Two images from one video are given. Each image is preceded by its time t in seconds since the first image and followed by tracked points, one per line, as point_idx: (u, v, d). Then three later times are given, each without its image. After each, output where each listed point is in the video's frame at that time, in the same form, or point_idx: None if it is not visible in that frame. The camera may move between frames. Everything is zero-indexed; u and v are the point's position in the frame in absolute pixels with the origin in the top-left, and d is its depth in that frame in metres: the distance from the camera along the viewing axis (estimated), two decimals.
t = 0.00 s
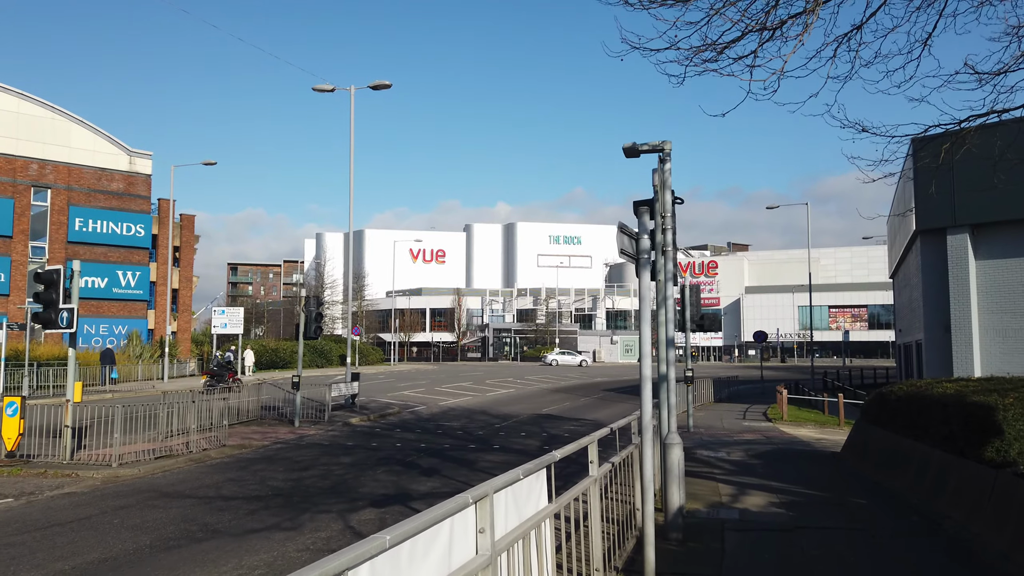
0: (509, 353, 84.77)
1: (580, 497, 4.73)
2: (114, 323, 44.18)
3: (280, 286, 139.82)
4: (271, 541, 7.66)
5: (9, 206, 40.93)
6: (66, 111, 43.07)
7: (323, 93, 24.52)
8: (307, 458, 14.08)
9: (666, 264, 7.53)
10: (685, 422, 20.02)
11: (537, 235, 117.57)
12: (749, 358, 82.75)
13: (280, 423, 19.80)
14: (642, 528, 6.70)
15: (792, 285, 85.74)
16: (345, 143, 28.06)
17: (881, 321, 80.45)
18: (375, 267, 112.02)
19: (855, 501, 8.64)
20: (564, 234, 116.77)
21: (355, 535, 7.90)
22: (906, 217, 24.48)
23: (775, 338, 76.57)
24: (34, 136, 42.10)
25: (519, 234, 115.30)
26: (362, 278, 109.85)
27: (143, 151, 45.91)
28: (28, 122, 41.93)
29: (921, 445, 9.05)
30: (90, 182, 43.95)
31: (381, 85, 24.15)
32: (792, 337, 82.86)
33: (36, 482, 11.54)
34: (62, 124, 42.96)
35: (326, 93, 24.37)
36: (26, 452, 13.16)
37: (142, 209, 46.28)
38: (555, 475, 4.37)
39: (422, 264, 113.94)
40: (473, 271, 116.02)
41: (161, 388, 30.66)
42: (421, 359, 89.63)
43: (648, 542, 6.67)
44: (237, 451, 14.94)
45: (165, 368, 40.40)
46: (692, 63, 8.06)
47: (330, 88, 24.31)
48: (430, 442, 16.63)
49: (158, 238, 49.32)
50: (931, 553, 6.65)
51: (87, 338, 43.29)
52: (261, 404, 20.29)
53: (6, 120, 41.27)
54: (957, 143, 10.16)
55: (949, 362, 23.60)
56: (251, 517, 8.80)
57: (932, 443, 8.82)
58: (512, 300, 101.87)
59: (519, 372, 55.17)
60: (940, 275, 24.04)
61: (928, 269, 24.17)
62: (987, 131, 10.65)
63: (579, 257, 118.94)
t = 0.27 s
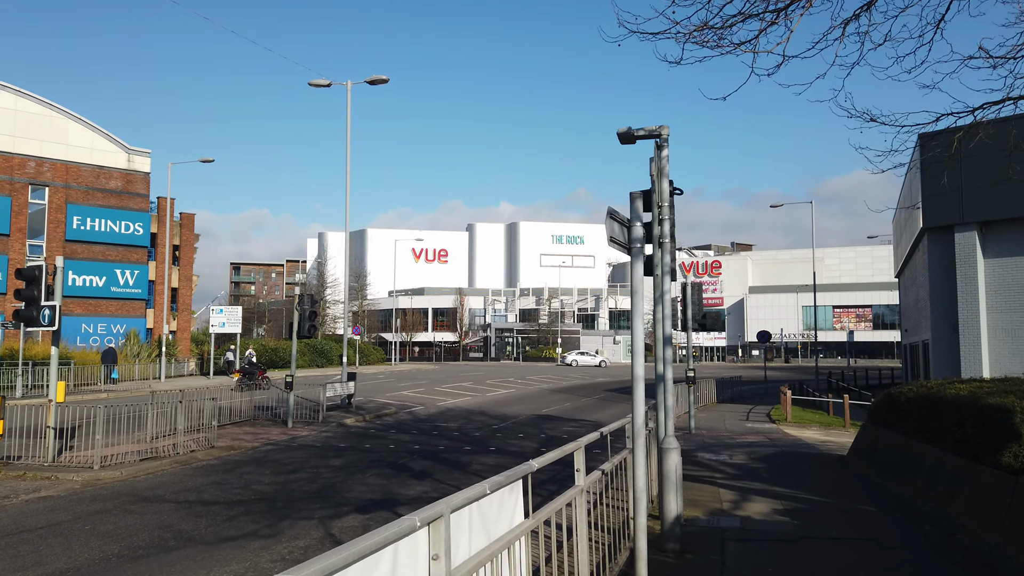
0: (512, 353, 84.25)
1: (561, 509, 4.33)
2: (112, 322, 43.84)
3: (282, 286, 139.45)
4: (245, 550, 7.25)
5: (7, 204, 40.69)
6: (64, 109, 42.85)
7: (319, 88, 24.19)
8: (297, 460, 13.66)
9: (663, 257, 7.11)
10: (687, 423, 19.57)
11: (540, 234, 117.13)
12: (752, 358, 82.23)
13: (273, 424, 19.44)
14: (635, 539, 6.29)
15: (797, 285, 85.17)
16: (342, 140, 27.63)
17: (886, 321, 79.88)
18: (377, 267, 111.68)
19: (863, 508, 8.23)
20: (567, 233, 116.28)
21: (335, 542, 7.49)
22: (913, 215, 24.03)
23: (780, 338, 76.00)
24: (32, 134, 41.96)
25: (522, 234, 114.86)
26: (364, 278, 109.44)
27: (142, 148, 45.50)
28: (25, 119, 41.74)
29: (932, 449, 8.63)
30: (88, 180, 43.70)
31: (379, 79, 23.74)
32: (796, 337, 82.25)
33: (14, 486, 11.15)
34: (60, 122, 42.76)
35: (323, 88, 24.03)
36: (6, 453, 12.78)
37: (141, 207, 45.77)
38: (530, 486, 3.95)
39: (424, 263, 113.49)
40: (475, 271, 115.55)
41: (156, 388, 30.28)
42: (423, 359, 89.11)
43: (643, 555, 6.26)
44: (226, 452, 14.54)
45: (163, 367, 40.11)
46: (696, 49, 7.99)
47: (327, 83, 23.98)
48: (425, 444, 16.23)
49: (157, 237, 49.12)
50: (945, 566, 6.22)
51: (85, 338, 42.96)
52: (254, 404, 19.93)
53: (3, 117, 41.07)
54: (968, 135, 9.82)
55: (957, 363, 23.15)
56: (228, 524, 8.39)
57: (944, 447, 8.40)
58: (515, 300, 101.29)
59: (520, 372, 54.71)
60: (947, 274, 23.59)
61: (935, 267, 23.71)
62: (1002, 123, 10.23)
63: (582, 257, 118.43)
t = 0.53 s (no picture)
0: (514, 353, 83.73)
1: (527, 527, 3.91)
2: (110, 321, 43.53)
3: (284, 286, 139.00)
4: (213, 561, 6.83)
5: (3, 203, 40.37)
6: (62, 107, 42.58)
7: (314, 83, 23.84)
8: (282, 464, 13.21)
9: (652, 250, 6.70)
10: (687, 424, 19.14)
11: (543, 234, 116.70)
12: (755, 358, 81.73)
13: (265, 425, 19.07)
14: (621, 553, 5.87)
15: (800, 285, 84.61)
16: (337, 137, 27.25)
17: (890, 321, 79.36)
18: (380, 266, 111.32)
19: (868, 517, 7.82)
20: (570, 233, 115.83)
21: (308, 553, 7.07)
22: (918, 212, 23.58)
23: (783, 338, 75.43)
24: (29, 132, 41.65)
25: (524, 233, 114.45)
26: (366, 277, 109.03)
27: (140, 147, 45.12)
28: (23, 117, 41.48)
29: (941, 455, 8.21)
30: (86, 179, 43.37)
31: (374, 75, 23.36)
32: (800, 337, 81.68)
33: None
34: (57, 120, 42.49)
35: (317, 83, 23.68)
36: None
37: (139, 206, 45.37)
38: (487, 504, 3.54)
39: (426, 263, 113.05)
40: (477, 271, 115.11)
41: (151, 388, 29.90)
42: (424, 359, 88.62)
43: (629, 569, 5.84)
44: (211, 455, 14.10)
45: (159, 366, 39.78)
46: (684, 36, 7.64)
47: (321, 79, 23.65)
48: (417, 446, 15.84)
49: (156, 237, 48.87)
50: None
51: (82, 337, 42.66)
52: (245, 405, 19.56)
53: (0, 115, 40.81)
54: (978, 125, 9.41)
55: (963, 363, 22.70)
56: (199, 533, 7.96)
57: (953, 452, 7.98)
58: (517, 300, 100.70)
59: (521, 372, 54.31)
60: (952, 272, 23.14)
61: (942, 266, 23.25)
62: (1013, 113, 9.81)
63: (585, 257, 117.95)
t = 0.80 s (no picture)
0: (516, 353, 83.23)
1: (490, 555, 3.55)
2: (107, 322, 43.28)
3: (287, 285, 138.66)
4: None
5: None
6: (58, 106, 42.33)
7: (308, 79, 23.48)
8: (268, 468, 12.83)
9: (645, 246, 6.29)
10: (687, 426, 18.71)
11: (545, 234, 116.22)
12: (759, 358, 81.14)
13: (257, 427, 18.71)
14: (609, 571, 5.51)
15: (804, 285, 84.08)
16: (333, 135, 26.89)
17: (895, 321, 78.73)
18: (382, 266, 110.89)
19: (872, 528, 7.44)
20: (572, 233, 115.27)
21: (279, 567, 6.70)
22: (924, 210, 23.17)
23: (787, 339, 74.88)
24: (25, 131, 41.45)
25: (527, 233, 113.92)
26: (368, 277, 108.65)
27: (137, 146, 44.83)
28: (19, 117, 41.22)
29: (949, 462, 7.82)
30: (83, 178, 43.04)
31: (370, 71, 22.99)
32: (804, 337, 81.11)
33: None
34: (54, 119, 42.24)
35: (311, 80, 23.34)
36: None
37: (136, 205, 45.05)
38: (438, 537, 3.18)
39: (427, 263, 112.63)
40: (479, 270, 114.66)
41: (146, 389, 29.55)
42: (426, 359, 88.14)
43: None
44: (197, 460, 13.72)
45: (156, 367, 39.42)
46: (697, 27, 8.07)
47: (316, 74, 23.30)
48: (410, 449, 15.47)
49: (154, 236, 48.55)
50: None
51: (79, 338, 42.44)
52: (236, 408, 19.18)
53: None
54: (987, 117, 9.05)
55: (969, 364, 22.27)
56: (169, 544, 7.60)
57: (962, 459, 7.59)
58: (519, 300, 100.07)
59: (522, 372, 53.91)
60: (959, 271, 22.71)
61: (948, 265, 22.81)
62: None
63: (587, 257, 117.45)
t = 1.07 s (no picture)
0: (518, 353, 82.75)
1: None
2: (106, 321, 43.02)
3: (291, 285, 138.48)
4: None
5: None
6: (56, 103, 42.08)
7: (305, 74, 23.12)
8: (257, 470, 12.44)
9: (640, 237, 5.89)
10: (689, 427, 18.30)
11: (548, 233, 115.80)
12: (762, 358, 80.63)
13: (250, 427, 18.36)
14: None
15: (808, 284, 83.55)
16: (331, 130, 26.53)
17: (899, 321, 78.17)
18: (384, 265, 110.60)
19: (882, 536, 7.04)
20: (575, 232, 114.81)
21: None
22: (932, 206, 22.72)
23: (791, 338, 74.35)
24: (23, 128, 41.22)
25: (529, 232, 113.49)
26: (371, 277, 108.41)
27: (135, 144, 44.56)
28: (17, 114, 41.01)
29: (964, 465, 7.40)
30: (81, 176, 42.76)
31: (366, 65, 22.63)
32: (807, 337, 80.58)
33: None
34: (51, 117, 42.02)
35: (308, 74, 22.99)
36: None
37: (135, 203, 44.72)
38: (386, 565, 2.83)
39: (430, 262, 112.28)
40: (482, 270, 114.29)
41: (142, 388, 29.24)
42: (428, 358, 87.73)
43: None
44: (184, 462, 13.33)
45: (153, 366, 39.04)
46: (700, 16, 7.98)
47: (312, 68, 22.94)
48: (404, 450, 15.10)
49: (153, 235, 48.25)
50: None
51: (78, 337, 42.23)
52: (229, 407, 18.80)
53: None
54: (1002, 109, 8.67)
55: (979, 364, 21.77)
56: (142, 552, 7.23)
57: (978, 464, 7.17)
58: (522, 300, 99.45)
59: (524, 371, 53.49)
60: (967, 268, 22.24)
61: (956, 263, 22.37)
62: None
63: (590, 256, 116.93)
